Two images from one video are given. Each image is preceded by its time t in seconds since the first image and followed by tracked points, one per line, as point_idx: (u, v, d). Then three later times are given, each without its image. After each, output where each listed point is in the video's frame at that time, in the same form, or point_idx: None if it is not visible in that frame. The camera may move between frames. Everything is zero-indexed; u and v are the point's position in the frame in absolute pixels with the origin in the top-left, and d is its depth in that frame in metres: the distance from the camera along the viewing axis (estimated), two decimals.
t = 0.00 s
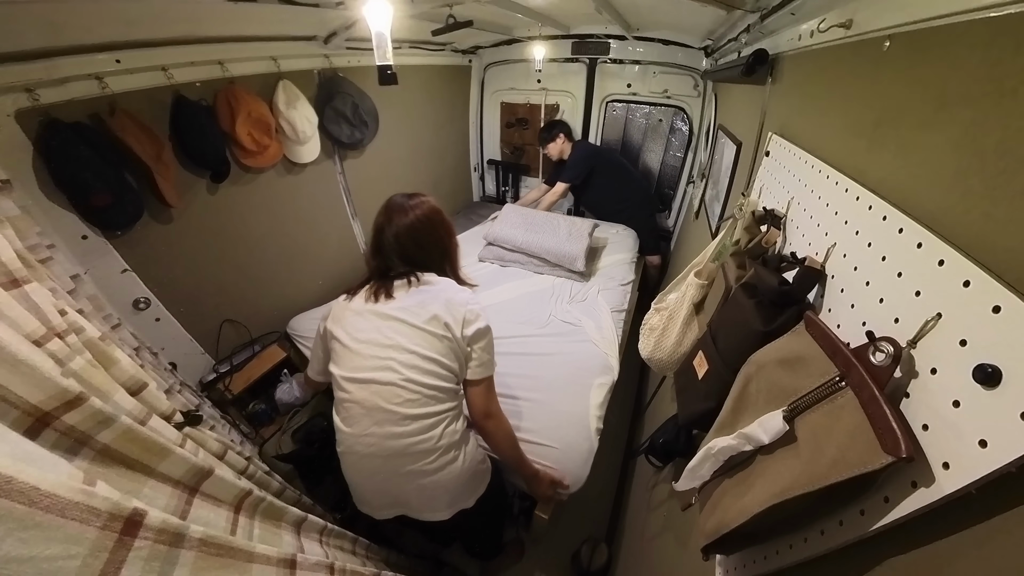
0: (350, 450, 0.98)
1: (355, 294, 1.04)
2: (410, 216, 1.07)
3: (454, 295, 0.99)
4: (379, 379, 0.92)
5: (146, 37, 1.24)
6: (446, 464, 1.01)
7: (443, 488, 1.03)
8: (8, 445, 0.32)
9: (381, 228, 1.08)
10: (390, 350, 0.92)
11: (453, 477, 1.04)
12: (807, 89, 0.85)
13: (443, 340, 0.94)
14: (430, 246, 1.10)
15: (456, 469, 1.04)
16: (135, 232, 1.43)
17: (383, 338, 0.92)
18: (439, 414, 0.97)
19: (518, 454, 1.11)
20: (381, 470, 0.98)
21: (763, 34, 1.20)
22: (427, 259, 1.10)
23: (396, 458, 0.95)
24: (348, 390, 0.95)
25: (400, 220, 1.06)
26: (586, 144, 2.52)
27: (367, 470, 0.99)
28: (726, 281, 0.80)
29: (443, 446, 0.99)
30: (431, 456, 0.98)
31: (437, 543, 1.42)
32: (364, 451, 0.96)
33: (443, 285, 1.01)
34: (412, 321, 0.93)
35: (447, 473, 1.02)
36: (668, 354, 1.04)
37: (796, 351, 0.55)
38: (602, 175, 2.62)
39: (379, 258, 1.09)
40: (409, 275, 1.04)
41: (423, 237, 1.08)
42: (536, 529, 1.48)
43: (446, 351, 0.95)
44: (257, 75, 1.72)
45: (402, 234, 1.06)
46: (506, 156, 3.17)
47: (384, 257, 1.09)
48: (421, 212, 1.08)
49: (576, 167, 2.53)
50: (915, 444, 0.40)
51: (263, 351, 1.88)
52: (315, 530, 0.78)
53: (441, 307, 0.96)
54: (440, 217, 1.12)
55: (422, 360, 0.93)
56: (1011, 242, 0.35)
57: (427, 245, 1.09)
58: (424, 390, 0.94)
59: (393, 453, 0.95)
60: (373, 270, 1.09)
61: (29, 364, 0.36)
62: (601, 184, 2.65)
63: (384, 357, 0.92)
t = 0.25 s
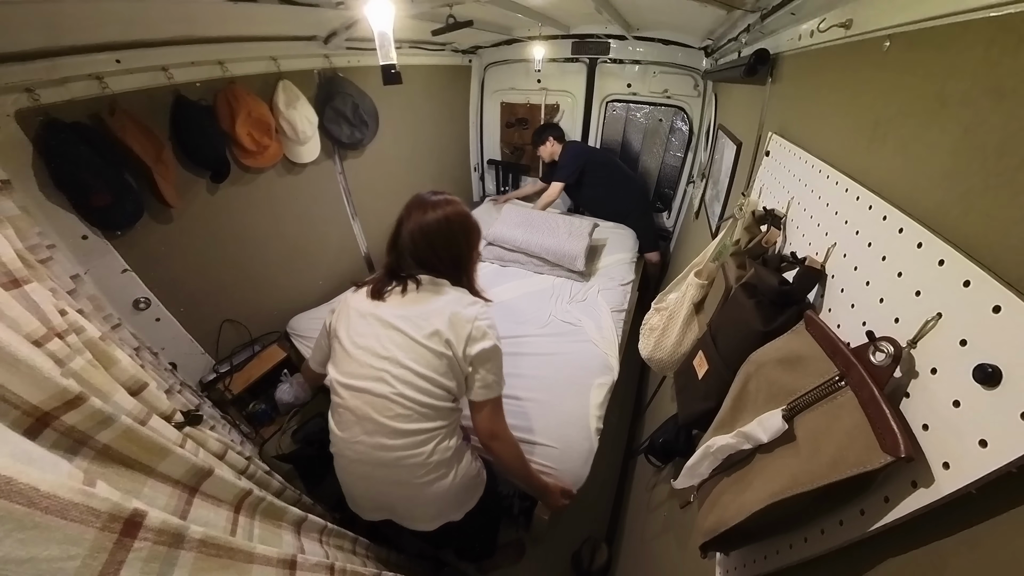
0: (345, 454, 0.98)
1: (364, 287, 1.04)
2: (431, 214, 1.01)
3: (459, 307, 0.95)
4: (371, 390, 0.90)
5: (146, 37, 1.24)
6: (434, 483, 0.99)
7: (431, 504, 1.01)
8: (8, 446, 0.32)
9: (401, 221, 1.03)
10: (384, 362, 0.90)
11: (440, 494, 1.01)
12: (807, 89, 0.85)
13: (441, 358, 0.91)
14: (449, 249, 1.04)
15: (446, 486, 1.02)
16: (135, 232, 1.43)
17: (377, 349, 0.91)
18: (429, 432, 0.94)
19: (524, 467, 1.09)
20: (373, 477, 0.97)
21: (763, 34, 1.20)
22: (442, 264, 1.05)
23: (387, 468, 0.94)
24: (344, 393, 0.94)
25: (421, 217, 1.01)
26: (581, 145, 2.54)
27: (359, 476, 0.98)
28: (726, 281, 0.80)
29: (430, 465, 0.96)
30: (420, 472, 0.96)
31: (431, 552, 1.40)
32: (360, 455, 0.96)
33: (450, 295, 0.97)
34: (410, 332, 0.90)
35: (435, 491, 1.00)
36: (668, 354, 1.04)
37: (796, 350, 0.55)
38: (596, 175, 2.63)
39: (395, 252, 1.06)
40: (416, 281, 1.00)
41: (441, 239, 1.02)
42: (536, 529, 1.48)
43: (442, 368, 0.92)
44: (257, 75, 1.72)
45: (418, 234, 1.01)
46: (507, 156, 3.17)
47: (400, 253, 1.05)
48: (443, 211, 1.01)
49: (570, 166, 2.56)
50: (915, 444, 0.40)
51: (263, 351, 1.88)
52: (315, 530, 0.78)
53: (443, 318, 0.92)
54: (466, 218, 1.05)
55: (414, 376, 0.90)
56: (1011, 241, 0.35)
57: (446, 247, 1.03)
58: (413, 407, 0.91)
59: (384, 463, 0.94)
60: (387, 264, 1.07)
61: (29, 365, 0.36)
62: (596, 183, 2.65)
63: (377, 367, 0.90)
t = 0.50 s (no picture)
0: (338, 465, 0.96)
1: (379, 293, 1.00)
2: (458, 225, 0.94)
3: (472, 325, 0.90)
4: (370, 407, 0.88)
5: (146, 37, 1.24)
6: (427, 502, 0.97)
7: (423, 521, 1.00)
8: (7, 446, 0.32)
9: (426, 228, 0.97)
10: (386, 381, 0.87)
11: (433, 512, 1.00)
12: (807, 89, 0.85)
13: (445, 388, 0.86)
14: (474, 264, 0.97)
15: (439, 504, 1.00)
16: (135, 232, 1.43)
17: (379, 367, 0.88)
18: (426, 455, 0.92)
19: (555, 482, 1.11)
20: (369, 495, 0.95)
21: (763, 35, 1.20)
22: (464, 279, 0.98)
23: (381, 488, 0.92)
24: (341, 401, 0.93)
25: (447, 227, 0.94)
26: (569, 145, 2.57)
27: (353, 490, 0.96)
28: (726, 281, 0.80)
29: (424, 485, 0.94)
30: (414, 493, 0.94)
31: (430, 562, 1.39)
32: (351, 470, 0.94)
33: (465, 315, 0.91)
34: (417, 351, 0.86)
35: (428, 509, 0.98)
36: (668, 354, 1.04)
37: (796, 350, 0.55)
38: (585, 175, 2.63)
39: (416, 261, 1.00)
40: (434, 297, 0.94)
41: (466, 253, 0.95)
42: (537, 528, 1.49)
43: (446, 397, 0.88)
44: (257, 75, 1.72)
45: (442, 246, 0.95)
46: (506, 155, 3.17)
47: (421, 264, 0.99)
48: (471, 223, 0.95)
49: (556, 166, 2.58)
50: (915, 444, 0.40)
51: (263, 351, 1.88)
52: (315, 530, 0.78)
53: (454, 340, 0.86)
54: (495, 231, 0.98)
55: (415, 402, 0.86)
56: (1011, 242, 0.35)
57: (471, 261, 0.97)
58: (412, 432, 0.88)
59: (378, 482, 0.92)
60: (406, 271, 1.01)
61: (30, 365, 0.36)
62: (585, 184, 2.66)
63: (377, 385, 0.87)
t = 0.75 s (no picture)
0: (337, 473, 0.96)
1: (392, 303, 0.98)
2: (478, 237, 0.94)
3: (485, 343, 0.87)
4: (372, 425, 0.86)
5: (146, 37, 1.24)
6: (424, 518, 0.96)
7: (419, 536, 0.99)
8: (7, 446, 0.32)
9: (445, 240, 0.97)
10: (392, 397, 0.85)
11: (429, 527, 0.99)
12: (808, 89, 0.85)
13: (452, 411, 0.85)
14: (492, 279, 0.97)
15: (436, 520, 0.99)
16: (135, 232, 1.43)
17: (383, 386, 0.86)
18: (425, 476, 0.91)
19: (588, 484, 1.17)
20: (368, 506, 0.93)
21: (764, 34, 1.20)
22: (481, 294, 0.98)
23: (379, 504, 0.91)
24: (343, 408, 0.92)
25: (467, 238, 0.94)
26: (558, 152, 2.62)
27: (350, 499, 0.96)
28: (726, 281, 0.80)
29: (422, 502, 0.94)
30: (411, 509, 0.93)
31: (432, 562, 1.39)
32: (349, 481, 0.93)
33: (476, 333, 0.88)
34: (427, 369, 0.84)
35: (424, 524, 0.98)
36: (668, 354, 1.04)
37: (796, 350, 0.55)
38: (578, 180, 2.65)
39: (434, 273, 0.99)
40: (449, 313, 0.92)
41: (485, 266, 0.95)
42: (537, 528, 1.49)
43: (451, 421, 0.86)
44: (258, 75, 1.72)
45: (462, 259, 0.94)
46: (507, 155, 3.17)
47: (439, 276, 0.98)
48: (491, 236, 0.94)
49: (548, 170, 2.64)
50: (915, 444, 0.40)
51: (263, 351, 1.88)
52: (315, 530, 0.78)
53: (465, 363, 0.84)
54: (515, 245, 0.98)
55: (419, 424, 0.84)
56: (1011, 242, 0.35)
57: (490, 275, 0.97)
58: (413, 454, 0.87)
59: (375, 497, 0.91)
60: (422, 283, 1.01)
61: (30, 364, 0.36)
62: (577, 189, 2.69)
63: (382, 401, 0.85)
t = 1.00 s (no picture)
0: (341, 480, 0.96)
1: (407, 313, 0.98)
2: (498, 245, 0.95)
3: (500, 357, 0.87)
4: (384, 441, 0.86)
5: (146, 37, 1.24)
6: (427, 534, 0.96)
7: (420, 551, 0.99)
8: (8, 445, 0.32)
9: (464, 248, 0.97)
10: (407, 413, 0.84)
11: (431, 543, 0.99)
12: (807, 89, 0.85)
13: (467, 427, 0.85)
14: (512, 288, 0.97)
15: (438, 536, 0.99)
16: (135, 232, 1.43)
17: (398, 404, 0.85)
18: (432, 494, 0.91)
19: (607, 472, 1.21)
20: (368, 509, 0.93)
21: (764, 34, 1.20)
22: (500, 304, 0.98)
23: (384, 518, 0.91)
24: (353, 415, 0.91)
25: (488, 247, 0.95)
26: (554, 152, 2.64)
27: (353, 508, 0.95)
28: (726, 281, 0.80)
29: (427, 519, 0.94)
30: (414, 525, 0.93)
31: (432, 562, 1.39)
32: (354, 490, 0.93)
33: (494, 350, 0.88)
34: (443, 385, 0.83)
35: (426, 541, 0.97)
36: (668, 354, 1.04)
37: (796, 350, 0.55)
38: (572, 180, 2.66)
39: (453, 282, 1.00)
40: (466, 325, 0.92)
41: (505, 275, 0.96)
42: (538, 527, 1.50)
43: (462, 437, 0.86)
44: (258, 75, 1.72)
45: (480, 268, 0.95)
46: (506, 156, 3.17)
47: (457, 286, 0.99)
48: (510, 245, 0.95)
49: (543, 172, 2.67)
50: (915, 444, 0.40)
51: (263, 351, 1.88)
52: (315, 530, 0.78)
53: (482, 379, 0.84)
54: (533, 254, 0.99)
55: (433, 442, 0.84)
56: (1012, 241, 0.35)
57: (509, 284, 0.97)
58: (424, 472, 0.87)
59: (380, 511, 0.91)
60: (440, 292, 1.01)
61: (30, 364, 0.36)
62: (572, 190, 2.69)
63: (396, 417, 0.85)
